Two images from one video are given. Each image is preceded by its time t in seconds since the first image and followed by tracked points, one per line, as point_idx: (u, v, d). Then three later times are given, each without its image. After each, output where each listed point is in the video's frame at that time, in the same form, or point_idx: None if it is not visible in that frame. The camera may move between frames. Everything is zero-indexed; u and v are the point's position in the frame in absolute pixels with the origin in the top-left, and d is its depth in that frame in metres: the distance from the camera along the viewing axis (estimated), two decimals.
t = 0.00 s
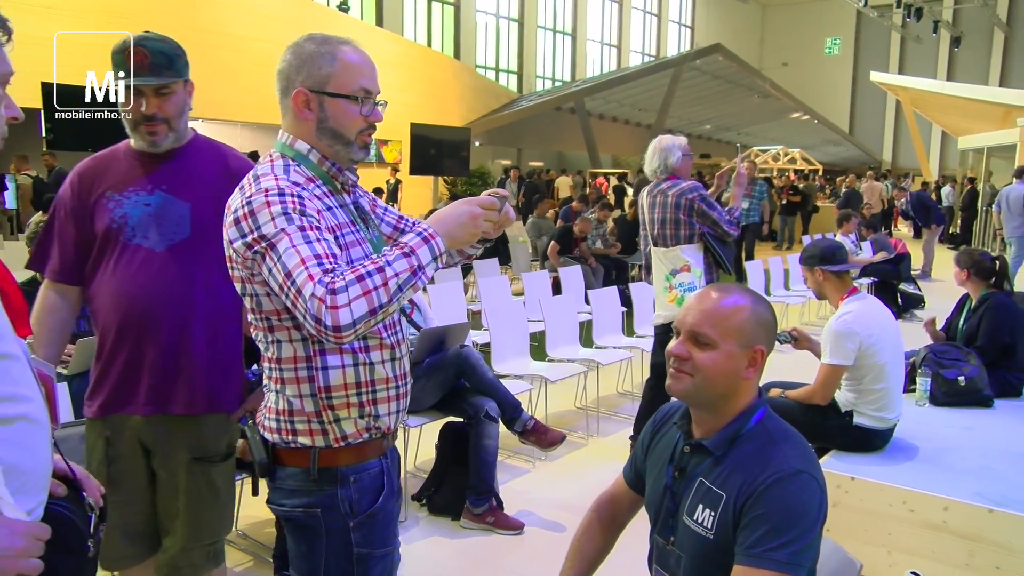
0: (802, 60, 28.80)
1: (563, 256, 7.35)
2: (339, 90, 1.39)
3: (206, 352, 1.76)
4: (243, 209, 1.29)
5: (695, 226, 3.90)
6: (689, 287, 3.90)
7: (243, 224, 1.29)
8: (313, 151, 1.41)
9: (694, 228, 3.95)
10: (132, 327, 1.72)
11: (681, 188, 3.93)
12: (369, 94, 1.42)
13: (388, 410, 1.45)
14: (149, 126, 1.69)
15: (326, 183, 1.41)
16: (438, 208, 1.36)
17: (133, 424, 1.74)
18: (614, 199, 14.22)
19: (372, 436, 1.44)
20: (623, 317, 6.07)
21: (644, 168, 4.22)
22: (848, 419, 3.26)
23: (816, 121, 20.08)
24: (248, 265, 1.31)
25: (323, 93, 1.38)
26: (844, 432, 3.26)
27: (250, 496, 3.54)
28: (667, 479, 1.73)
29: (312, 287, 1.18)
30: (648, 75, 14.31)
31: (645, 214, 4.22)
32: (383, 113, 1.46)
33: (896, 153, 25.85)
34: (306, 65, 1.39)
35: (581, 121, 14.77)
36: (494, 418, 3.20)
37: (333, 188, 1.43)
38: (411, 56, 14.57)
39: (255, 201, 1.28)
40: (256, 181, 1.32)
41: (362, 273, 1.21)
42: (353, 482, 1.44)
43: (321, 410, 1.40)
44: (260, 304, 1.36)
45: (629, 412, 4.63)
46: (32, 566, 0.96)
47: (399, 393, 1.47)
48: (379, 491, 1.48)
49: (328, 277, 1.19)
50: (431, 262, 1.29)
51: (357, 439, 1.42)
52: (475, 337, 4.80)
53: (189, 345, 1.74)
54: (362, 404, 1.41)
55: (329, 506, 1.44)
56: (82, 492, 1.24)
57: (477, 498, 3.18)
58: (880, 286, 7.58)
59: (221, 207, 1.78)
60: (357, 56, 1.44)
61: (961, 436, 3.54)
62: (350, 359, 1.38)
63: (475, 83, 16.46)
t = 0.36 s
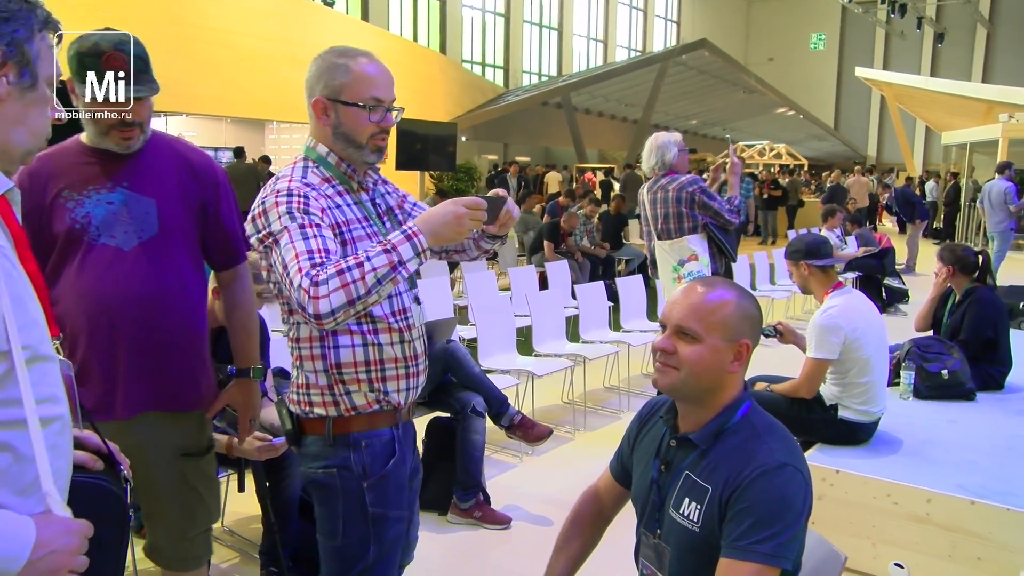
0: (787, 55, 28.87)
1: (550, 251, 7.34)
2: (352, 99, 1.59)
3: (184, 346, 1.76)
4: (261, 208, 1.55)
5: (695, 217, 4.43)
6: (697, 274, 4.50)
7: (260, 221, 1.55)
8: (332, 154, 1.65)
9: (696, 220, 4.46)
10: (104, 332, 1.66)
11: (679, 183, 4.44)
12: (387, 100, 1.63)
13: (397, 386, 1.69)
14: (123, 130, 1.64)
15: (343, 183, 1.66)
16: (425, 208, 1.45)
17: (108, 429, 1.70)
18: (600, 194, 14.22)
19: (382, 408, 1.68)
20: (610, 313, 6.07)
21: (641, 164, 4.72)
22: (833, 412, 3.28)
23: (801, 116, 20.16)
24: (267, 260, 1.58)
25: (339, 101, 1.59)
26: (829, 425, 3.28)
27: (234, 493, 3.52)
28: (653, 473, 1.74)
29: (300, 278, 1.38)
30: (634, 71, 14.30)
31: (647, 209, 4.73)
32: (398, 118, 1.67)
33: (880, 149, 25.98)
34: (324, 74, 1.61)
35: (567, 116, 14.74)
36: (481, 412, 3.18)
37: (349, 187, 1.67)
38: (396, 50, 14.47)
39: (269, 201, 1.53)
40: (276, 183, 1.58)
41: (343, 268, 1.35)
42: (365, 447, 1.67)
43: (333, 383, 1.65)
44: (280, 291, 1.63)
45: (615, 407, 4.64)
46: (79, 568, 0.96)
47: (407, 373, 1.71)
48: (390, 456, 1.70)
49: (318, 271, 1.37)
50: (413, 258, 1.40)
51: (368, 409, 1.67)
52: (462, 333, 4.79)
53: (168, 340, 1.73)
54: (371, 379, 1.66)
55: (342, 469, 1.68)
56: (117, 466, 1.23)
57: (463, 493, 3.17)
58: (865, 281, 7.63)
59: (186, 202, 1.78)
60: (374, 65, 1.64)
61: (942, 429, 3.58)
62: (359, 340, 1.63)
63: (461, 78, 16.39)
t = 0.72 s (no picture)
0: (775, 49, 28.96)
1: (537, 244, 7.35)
2: (370, 92, 1.68)
3: (132, 352, 1.67)
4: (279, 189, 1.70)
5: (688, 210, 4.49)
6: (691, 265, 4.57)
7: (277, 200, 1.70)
8: (352, 140, 1.77)
9: (689, 212, 4.52)
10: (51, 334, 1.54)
11: (672, 176, 4.49)
12: (403, 95, 1.72)
13: (405, 359, 1.77)
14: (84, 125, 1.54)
15: (361, 168, 1.78)
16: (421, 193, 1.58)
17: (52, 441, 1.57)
18: (588, 188, 14.25)
19: (391, 377, 1.77)
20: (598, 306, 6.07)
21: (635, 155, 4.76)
22: (820, 405, 3.30)
23: (788, 110, 20.25)
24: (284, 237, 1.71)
25: (357, 93, 1.69)
26: (815, 418, 3.30)
27: (221, 488, 3.51)
28: (640, 466, 1.74)
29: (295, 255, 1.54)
30: (622, 64, 14.30)
31: (641, 199, 4.78)
32: (416, 112, 1.76)
33: (867, 142, 26.11)
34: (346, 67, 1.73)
35: (555, 110, 14.74)
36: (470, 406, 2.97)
37: (369, 172, 1.80)
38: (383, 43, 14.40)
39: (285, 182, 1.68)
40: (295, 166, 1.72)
41: (337, 247, 1.51)
42: (380, 412, 1.76)
43: (345, 352, 1.74)
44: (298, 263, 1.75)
45: (603, 401, 4.65)
46: (117, 519, 1.06)
47: (417, 347, 1.79)
48: (403, 422, 1.77)
49: (317, 248, 1.54)
50: (403, 239, 1.54)
51: (378, 376, 1.75)
52: (450, 326, 4.78)
53: (118, 346, 1.62)
54: (381, 350, 1.74)
55: (365, 434, 1.77)
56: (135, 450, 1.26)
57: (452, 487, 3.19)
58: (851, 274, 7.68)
59: (134, 198, 1.69)
60: (396, 62, 1.73)
61: (927, 420, 3.62)
62: (370, 313, 1.72)
63: (449, 72, 16.35)
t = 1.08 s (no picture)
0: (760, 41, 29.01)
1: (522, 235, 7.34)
2: (395, 92, 1.81)
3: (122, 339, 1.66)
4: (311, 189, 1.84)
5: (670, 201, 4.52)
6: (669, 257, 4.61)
7: (308, 198, 1.84)
8: (382, 141, 1.91)
9: (672, 203, 4.55)
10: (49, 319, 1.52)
11: (657, 166, 4.51)
12: (428, 95, 1.84)
13: (432, 354, 1.89)
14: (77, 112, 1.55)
15: (391, 167, 1.91)
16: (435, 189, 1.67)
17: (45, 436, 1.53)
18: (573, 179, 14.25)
19: (417, 371, 1.89)
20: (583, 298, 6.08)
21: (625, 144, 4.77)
22: (803, 395, 3.32)
23: (773, 101, 20.32)
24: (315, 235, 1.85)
25: (383, 94, 1.82)
26: (799, 408, 3.33)
27: (205, 482, 3.49)
28: (625, 456, 1.75)
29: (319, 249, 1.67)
30: (608, 55, 14.28)
31: (628, 187, 4.80)
32: (441, 110, 1.88)
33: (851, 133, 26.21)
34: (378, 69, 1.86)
35: (540, 101, 14.71)
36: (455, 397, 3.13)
37: (399, 170, 1.93)
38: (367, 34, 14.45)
39: (316, 181, 1.82)
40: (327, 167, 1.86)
41: (354, 242, 1.64)
42: (403, 407, 1.88)
43: (373, 345, 1.87)
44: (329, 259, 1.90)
45: (589, 392, 4.65)
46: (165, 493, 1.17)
47: (443, 342, 1.90)
48: (425, 415, 1.88)
49: (336, 246, 1.67)
50: (416, 234, 1.64)
51: (404, 371, 1.88)
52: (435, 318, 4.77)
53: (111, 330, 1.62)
54: (406, 344, 1.87)
55: (388, 428, 1.89)
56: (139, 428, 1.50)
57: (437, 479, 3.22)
58: (834, 264, 7.75)
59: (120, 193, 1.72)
60: (422, 61, 1.86)
61: (910, 409, 3.65)
62: (396, 308, 1.85)
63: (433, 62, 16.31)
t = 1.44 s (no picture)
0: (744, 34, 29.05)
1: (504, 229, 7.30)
2: (414, 86, 1.84)
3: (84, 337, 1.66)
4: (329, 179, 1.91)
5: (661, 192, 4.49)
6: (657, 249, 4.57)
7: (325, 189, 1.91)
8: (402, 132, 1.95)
9: (660, 194, 4.52)
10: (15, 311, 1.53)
11: (649, 158, 4.50)
12: (446, 91, 1.87)
13: (442, 344, 1.93)
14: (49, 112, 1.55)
15: (408, 159, 1.95)
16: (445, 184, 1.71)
17: None
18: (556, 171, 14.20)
19: (427, 361, 1.93)
20: (566, 292, 6.05)
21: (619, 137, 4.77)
22: (787, 388, 3.32)
23: (756, 93, 20.36)
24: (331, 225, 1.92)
25: (402, 88, 1.86)
26: (783, 401, 3.32)
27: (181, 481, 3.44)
28: (609, 451, 1.73)
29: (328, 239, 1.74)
30: (591, 46, 14.23)
31: (619, 180, 4.79)
32: (459, 105, 1.92)
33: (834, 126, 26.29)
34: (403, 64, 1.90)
35: (523, 93, 14.64)
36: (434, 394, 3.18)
37: (417, 162, 1.97)
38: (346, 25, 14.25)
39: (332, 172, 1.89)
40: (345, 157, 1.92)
41: (360, 234, 1.69)
42: (408, 396, 1.93)
43: (382, 334, 1.93)
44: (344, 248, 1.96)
45: (572, 387, 4.63)
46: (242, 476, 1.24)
47: (454, 333, 1.95)
48: (432, 404, 1.93)
49: (345, 236, 1.72)
50: (422, 228, 1.69)
51: (412, 361, 1.92)
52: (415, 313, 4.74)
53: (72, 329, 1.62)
54: (416, 334, 1.92)
55: (393, 414, 1.95)
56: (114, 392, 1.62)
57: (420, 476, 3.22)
58: (818, 257, 7.77)
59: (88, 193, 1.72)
60: (443, 57, 1.90)
61: (894, 402, 3.65)
62: (406, 298, 1.91)
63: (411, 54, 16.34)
